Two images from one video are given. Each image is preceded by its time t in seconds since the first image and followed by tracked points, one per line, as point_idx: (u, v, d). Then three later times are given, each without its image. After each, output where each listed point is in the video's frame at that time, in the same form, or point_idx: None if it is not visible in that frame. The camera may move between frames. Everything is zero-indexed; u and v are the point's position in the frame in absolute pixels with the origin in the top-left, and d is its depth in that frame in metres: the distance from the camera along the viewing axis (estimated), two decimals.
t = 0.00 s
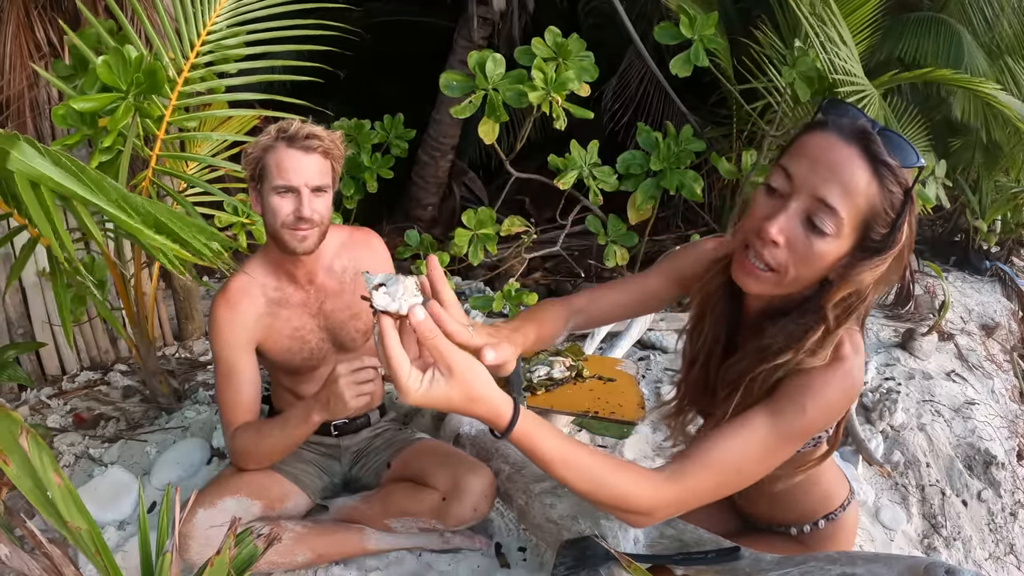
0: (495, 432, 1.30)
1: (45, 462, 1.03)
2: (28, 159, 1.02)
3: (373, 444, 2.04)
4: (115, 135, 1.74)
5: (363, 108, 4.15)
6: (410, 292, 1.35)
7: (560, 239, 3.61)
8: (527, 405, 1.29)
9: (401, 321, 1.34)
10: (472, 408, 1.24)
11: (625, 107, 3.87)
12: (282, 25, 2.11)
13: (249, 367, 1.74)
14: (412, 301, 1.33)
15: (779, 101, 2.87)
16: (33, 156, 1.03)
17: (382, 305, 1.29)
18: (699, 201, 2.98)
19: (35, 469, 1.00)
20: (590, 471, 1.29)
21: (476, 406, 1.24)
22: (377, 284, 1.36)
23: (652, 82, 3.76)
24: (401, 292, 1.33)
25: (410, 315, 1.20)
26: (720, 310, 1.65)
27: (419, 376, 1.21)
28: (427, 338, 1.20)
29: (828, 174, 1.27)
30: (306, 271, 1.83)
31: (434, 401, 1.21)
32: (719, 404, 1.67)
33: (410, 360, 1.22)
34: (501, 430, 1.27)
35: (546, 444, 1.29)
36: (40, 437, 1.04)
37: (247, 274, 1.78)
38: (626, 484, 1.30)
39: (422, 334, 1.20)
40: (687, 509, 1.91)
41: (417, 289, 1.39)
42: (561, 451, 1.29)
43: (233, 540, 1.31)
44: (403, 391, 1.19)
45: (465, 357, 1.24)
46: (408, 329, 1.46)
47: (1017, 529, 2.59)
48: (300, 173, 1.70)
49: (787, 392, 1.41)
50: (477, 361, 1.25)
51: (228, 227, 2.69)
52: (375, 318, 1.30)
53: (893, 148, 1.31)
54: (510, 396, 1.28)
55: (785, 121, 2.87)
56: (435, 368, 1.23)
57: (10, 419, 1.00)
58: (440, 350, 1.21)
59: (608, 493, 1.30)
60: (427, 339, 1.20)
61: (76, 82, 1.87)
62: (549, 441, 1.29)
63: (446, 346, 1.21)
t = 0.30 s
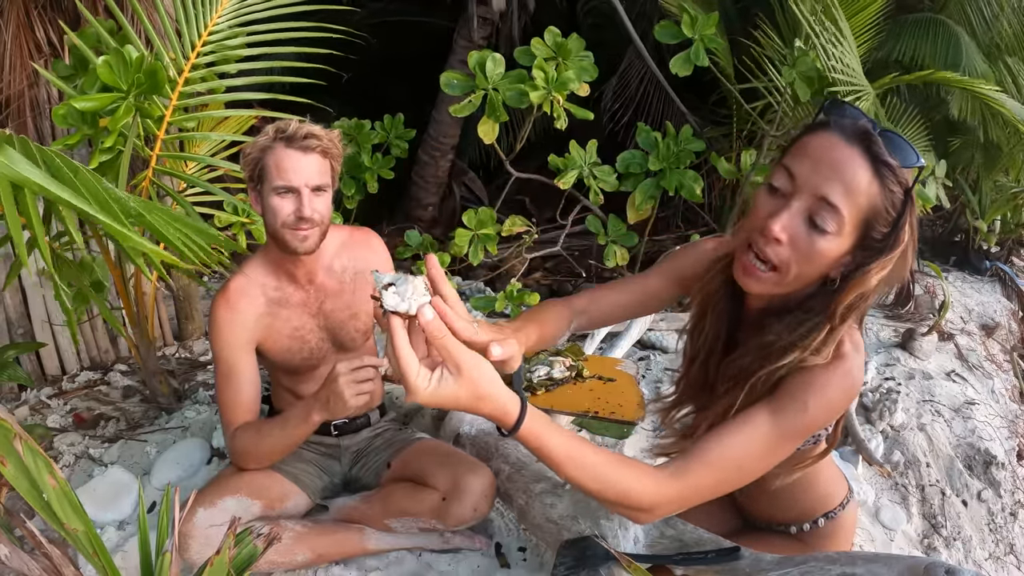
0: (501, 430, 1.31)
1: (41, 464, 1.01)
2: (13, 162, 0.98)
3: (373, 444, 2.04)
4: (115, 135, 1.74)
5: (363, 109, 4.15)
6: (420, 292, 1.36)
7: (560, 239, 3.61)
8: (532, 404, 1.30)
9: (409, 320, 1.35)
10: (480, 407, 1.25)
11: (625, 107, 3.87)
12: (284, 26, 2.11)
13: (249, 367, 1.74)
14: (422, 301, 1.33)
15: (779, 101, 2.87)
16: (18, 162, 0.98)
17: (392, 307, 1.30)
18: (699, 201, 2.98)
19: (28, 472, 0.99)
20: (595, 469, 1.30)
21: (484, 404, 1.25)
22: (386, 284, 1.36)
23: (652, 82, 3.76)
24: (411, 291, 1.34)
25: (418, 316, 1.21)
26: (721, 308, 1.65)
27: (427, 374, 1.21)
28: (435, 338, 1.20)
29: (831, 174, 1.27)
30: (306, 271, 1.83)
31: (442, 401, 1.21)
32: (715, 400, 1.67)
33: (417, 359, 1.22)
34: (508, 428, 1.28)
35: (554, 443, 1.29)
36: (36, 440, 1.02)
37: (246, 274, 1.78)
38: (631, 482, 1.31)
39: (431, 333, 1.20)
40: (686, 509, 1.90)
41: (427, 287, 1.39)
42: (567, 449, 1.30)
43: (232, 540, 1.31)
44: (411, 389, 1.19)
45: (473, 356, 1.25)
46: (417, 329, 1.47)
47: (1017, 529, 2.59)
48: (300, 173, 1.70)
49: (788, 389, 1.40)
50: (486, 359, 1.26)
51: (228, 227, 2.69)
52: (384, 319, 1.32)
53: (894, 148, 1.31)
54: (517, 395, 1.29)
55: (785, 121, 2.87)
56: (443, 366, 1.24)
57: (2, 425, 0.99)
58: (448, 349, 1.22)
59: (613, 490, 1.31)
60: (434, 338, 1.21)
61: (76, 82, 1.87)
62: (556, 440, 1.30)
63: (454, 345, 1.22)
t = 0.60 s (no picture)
0: (501, 433, 1.31)
1: (41, 464, 1.01)
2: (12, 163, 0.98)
3: (373, 444, 2.04)
4: (115, 135, 1.74)
5: (363, 109, 4.15)
6: (418, 298, 1.34)
7: (560, 239, 3.61)
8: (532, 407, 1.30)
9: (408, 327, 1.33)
10: (479, 413, 1.24)
11: (625, 107, 3.87)
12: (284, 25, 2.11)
13: (250, 367, 1.74)
14: (422, 307, 1.31)
15: (779, 101, 2.86)
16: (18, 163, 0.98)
17: (391, 313, 1.27)
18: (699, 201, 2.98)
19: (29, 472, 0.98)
20: (594, 471, 1.30)
21: (483, 410, 1.24)
22: (384, 292, 1.34)
23: (652, 82, 3.76)
24: (409, 298, 1.32)
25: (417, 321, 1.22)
26: (721, 307, 1.65)
27: (427, 382, 1.21)
28: (434, 344, 1.20)
29: (833, 174, 1.27)
30: (307, 271, 1.83)
31: (442, 407, 1.21)
32: (716, 400, 1.67)
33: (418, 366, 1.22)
34: (507, 433, 1.28)
35: (553, 446, 1.30)
36: (36, 440, 1.01)
37: (247, 274, 1.78)
38: (631, 484, 1.31)
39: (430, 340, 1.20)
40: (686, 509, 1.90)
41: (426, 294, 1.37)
42: (568, 452, 1.30)
43: (233, 540, 1.31)
44: (412, 396, 1.19)
45: (473, 363, 1.24)
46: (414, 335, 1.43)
47: (1017, 529, 2.59)
48: (301, 172, 1.70)
49: (788, 391, 1.40)
50: (487, 367, 1.25)
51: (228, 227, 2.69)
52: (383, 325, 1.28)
53: (895, 150, 1.31)
54: (515, 399, 1.29)
55: (785, 121, 2.87)
56: (442, 373, 1.24)
57: (3, 425, 0.98)
58: (448, 355, 1.21)
59: (613, 492, 1.31)
60: (433, 345, 1.20)
61: (76, 82, 1.87)
62: (556, 443, 1.30)
63: (454, 352, 1.22)
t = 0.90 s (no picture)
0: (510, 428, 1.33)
1: (50, 460, 1.01)
2: (39, 141, 0.94)
3: (373, 443, 2.05)
4: (115, 135, 1.74)
5: (363, 109, 4.15)
6: (426, 297, 1.35)
7: (560, 239, 3.61)
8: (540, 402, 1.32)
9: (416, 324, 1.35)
10: (489, 406, 1.27)
11: (625, 107, 3.87)
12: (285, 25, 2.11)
13: (250, 366, 1.74)
14: (430, 306, 1.33)
15: (779, 101, 2.87)
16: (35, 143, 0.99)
17: (397, 313, 1.30)
18: (699, 201, 2.98)
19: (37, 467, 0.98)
20: (602, 467, 1.32)
21: (493, 403, 1.27)
22: (392, 290, 1.36)
23: (652, 82, 3.76)
24: (417, 297, 1.33)
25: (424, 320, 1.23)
26: (726, 305, 1.64)
27: (435, 377, 1.23)
28: (443, 341, 1.22)
29: (830, 170, 1.27)
30: (308, 270, 1.83)
31: (449, 401, 1.23)
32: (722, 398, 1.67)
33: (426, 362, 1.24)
34: (516, 426, 1.30)
35: (560, 441, 1.31)
36: (46, 435, 1.01)
37: (248, 274, 1.78)
38: (639, 482, 1.33)
39: (439, 338, 1.22)
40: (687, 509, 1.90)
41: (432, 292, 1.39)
42: (575, 448, 1.32)
43: (233, 540, 1.31)
44: (421, 392, 1.21)
45: (481, 359, 1.26)
46: (422, 331, 1.45)
47: (1017, 529, 2.59)
48: (302, 171, 1.70)
49: (794, 391, 1.41)
50: (496, 363, 1.27)
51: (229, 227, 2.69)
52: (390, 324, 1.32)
53: (894, 144, 1.31)
54: (523, 392, 1.31)
55: (785, 121, 2.87)
56: (450, 368, 1.26)
57: (17, 416, 0.97)
58: (455, 352, 1.23)
59: (622, 490, 1.33)
60: (442, 342, 1.23)
61: (77, 82, 1.87)
62: (563, 439, 1.32)
63: (463, 348, 1.23)
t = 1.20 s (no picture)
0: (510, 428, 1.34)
1: (51, 459, 1.01)
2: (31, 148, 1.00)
3: (373, 443, 2.05)
4: (115, 135, 1.74)
5: (363, 109, 4.15)
6: (430, 298, 1.36)
7: (560, 239, 3.61)
8: (538, 402, 1.32)
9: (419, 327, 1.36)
10: (489, 407, 1.28)
11: (625, 107, 3.86)
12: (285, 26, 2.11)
13: (250, 366, 1.74)
14: (433, 307, 1.33)
15: (779, 101, 2.86)
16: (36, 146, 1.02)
17: (403, 314, 1.30)
18: (699, 201, 2.98)
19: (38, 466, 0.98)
20: (601, 466, 1.32)
21: (493, 404, 1.27)
22: (396, 292, 1.37)
23: (652, 82, 3.77)
24: (419, 299, 1.34)
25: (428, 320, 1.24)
26: (724, 303, 1.63)
27: (438, 377, 1.24)
28: (446, 342, 1.23)
29: (827, 172, 1.28)
30: (308, 270, 1.83)
31: (451, 401, 1.24)
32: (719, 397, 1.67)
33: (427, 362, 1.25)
34: (515, 426, 1.30)
35: (559, 440, 1.31)
36: (46, 434, 1.01)
37: (248, 274, 1.78)
38: (637, 480, 1.33)
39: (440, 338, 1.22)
40: (686, 509, 1.90)
41: (435, 294, 1.39)
42: (575, 447, 1.32)
43: (233, 540, 1.31)
44: (423, 392, 1.22)
45: (482, 359, 1.27)
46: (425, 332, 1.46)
47: (1017, 529, 2.59)
48: (302, 171, 1.70)
49: (790, 389, 1.41)
50: (495, 362, 1.28)
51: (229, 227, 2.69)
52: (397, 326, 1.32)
53: (891, 146, 1.31)
54: (523, 392, 1.31)
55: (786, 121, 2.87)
56: (452, 368, 1.26)
57: (16, 416, 0.97)
58: (458, 352, 1.23)
59: (618, 488, 1.33)
60: (445, 342, 1.23)
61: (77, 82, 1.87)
62: (562, 438, 1.32)
63: (464, 349, 1.24)
